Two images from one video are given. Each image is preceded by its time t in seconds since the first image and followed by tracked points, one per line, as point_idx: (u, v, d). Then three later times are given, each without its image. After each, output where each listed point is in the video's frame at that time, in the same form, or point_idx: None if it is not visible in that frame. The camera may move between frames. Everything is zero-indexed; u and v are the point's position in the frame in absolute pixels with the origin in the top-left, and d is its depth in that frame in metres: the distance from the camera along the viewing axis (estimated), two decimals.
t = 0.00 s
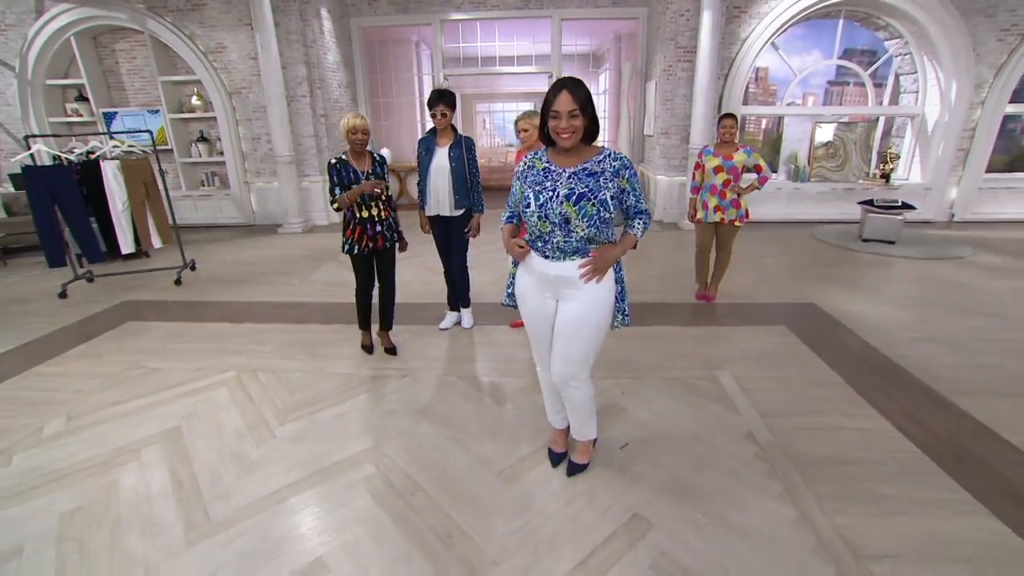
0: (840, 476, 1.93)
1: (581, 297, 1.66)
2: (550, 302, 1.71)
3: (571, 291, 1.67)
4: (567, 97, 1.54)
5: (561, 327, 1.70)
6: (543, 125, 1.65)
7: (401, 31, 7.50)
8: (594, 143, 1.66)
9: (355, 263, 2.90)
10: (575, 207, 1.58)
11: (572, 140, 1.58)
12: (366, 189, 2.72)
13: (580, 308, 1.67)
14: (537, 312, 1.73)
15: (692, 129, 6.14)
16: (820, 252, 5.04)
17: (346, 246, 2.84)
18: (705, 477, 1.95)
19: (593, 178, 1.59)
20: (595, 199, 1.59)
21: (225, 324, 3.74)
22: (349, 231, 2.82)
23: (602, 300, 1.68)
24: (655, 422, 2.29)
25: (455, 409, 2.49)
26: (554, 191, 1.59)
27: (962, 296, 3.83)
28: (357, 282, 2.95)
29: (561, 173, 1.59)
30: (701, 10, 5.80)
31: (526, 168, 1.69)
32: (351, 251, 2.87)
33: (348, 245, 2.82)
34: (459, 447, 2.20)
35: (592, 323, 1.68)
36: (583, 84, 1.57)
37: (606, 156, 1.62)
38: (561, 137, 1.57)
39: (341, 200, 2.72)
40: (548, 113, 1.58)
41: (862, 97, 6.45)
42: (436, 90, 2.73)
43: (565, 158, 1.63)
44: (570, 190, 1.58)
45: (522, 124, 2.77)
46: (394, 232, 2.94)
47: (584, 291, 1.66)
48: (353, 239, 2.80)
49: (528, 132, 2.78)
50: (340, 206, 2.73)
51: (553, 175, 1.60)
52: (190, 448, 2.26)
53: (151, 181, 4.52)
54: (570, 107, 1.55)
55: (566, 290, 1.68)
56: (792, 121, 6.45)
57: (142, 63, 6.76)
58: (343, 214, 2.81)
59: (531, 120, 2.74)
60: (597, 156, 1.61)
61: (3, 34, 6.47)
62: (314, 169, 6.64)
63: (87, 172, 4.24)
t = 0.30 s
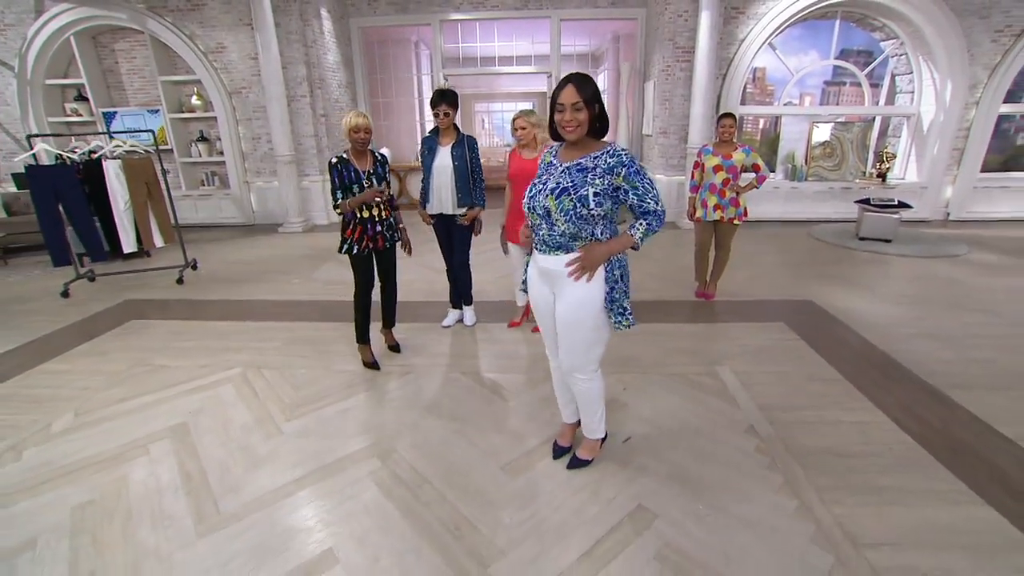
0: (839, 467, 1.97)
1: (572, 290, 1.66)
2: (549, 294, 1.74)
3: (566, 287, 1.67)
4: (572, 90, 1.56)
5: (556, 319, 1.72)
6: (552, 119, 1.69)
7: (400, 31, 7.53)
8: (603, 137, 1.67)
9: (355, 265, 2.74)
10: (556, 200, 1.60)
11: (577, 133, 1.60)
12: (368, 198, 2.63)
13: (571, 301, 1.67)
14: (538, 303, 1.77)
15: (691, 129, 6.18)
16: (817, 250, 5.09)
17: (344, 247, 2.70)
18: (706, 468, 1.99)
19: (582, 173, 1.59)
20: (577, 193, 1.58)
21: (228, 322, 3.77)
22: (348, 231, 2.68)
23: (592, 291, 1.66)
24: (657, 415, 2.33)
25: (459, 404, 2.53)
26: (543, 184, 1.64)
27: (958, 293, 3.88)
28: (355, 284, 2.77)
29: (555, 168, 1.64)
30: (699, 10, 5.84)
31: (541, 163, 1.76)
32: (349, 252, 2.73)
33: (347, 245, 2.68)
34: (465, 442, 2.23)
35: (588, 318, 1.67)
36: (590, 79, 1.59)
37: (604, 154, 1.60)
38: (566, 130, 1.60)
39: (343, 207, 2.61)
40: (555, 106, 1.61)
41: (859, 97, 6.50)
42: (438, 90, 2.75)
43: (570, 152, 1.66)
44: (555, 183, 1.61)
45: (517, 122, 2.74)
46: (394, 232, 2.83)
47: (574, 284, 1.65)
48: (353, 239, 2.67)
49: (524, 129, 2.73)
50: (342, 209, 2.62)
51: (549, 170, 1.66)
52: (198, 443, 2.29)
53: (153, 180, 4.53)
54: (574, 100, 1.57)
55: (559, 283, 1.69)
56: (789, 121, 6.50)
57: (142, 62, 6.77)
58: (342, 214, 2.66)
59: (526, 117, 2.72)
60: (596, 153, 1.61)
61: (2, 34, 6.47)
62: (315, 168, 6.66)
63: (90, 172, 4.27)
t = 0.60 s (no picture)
0: (839, 460, 2.01)
1: (561, 284, 1.69)
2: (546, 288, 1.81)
3: (556, 282, 1.72)
4: (581, 90, 1.58)
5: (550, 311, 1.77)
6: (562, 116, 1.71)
7: (400, 31, 7.55)
8: (613, 136, 1.69)
9: (352, 267, 2.65)
10: (547, 195, 1.66)
11: (585, 132, 1.62)
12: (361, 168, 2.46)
13: (560, 295, 1.70)
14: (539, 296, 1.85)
15: (690, 129, 6.23)
16: (815, 248, 5.13)
17: (341, 248, 2.61)
18: (709, 462, 2.03)
19: (574, 171, 1.61)
20: (564, 190, 1.61)
21: (232, 320, 3.79)
22: (345, 231, 2.59)
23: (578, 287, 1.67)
24: (659, 411, 2.37)
25: (464, 400, 2.56)
26: (542, 179, 1.70)
27: (954, 290, 3.93)
28: (354, 286, 2.69)
29: (556, 165, 1.69)
30: (698, 11, 5.88)
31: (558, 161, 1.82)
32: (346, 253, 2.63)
33: (344, 246, 2.59)
34: (470, 437, 2.25)
35: (572, 313, 1.69)
36: (601, 78, 1.60)
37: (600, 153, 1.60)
38: (575, 128, 1.62)
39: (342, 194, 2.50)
40: (565, 104, 1.63)
41: (856, 97, 6.55)
42: (441, 88, 2.76)
43: (578, 150, 1.69)
44: (549, 179, 1.66)
45: (516, 122, 2.73)
46: (393, 234, 2.74)
47: (565, 278, 1.69)
48: (350, 240, 2.58)
49: (524, 129, 2.73)
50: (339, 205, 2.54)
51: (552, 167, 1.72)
52: (205, 439, 2.31)
53: (155, 179, 4.54)
54: (583, 99, 1.59)
55: (553, 277, 1.73)
56: (788, 121, 6.54)
57: (142, 62, 6.78)
58: (340, 214, 2.57)
59: (525, 117, 2.72)
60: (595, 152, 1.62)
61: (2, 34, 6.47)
62: (316, 168, 6.68)
63: (93, 171, 4.28)
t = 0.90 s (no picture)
0: (843, 455, 2.04)
1: (564, 278, 1.71)
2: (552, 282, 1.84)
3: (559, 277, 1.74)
4: (591, 91, 1.60)
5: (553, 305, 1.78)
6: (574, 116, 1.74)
7: (400, 32, 7.57)
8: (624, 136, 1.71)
9: (351, 270, 2.56)
10: (552, 192, 1.70)
11: (596, 133, 1.65)
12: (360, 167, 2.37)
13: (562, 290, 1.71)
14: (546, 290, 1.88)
15: (690, 129, 6.26)
16: (815, 248, 5.16)
17: (339, 250, 2.51)
18: (713, 457, 2.06)
19: (576, 170, 1.63)
20: (566, 188, 1.64)
21: (236, 318, 3.81)
22: (343, 232, 2.49)
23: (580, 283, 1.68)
24: (664, 408, 2.40)
25: (470, 396, 2.58)
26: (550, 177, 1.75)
27: (953, 288, 3.97)
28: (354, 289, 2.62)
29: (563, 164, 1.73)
30: (698, 11, 5.91)
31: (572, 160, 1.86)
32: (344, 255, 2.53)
33: (343, 247, 2.48)
34: (477, 433, 2.28)
35: (574, 309, 1.70)
36: (612, 79, 1.61)
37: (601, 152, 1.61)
38: (586, 129, 1.65)
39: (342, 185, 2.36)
40: (576, 105, 1.66)
41: (854, 97, 6.58)
42: (446, 88, 2.78)
43: (587, 150, 1.72)
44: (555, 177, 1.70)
45: (516, 120, 2.75)
46: (392, 236, 2.66)
47: (568, 272, 1.70)
48: (348, 241, 2.48)
49: (523, 126, 2.74)
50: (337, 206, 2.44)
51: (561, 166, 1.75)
52: (212, 436, 2.32)
53: (158, 179, 4.56)
54: (594, 100, 1.61)
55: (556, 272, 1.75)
56: (787, 121, 6.57)
57: (144, 63, 6.79)
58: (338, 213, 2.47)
59: (524, 114, 2.74)
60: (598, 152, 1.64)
61: (3, 34, 6.47)
62: (317, 168, 6.69)
63: (97, 170, 4.30)
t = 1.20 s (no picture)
0: (850, 452, 2.09)
1: (575, 275, 1.73)
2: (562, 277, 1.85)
3: (570, 273, 1.75)
4: (606, 90, 1.62)
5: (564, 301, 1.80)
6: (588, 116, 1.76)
7: (402, 31, 7.59)
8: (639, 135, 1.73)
9: (358, 268, 2.52)
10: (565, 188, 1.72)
11: (610, 132, 1.67)
12: (371, 201, 2.36)
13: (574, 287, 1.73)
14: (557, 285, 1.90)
15: (693, 129, 6.28)
16: (818, 246, 5.19)
17: (346, 249, 2.47)
18: (722, 454, 2.10)
19: (589, 167, 1.65)
20: (579, 184, 1.66)
21: (243, 316, 3.83)
22: (349, 231, 2.44)
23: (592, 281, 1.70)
24: (671, 405, 2.44)
25: (480, 392, 2.61)
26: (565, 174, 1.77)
27: (957, 287, 4.00)
28: (362, 287, 2.60)
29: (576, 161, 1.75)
30: (702, 11, 5.93)
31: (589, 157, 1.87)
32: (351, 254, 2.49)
33: (349, 247, 2.44)
34: (487, 428, 2.31)
35: (585, 304, 1.72)
36: (627, 79, 1.64)
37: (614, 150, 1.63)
38: (601, 128, 1.67)
39: (351, 206, 2.36)
40: (591, 104, 1.68)
41: (857, 97, 6.60)
42: (453, 87, 2.80)
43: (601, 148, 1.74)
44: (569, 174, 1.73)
45: (523, 119, 2.76)
46: (401, 235, 2.55)
47: (581, 269, 1.72)
48: (353, 241, 2.43)
49: (530, 126, 2.75)
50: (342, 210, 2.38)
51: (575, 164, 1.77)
52: (222, 432, 2.34)
53: (164, 179, 4.59)
54: (608, 99, 1.63)
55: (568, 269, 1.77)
56: (790, 120, 6.59)
57: (148, 62, 6.81)
58: (344, 214, 2.42)
59: (532, 114, 2.75)
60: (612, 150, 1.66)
61: (8, 34, 6.49)
62: (321, 167, 6.71)
63: (104, 169, 4.32)
